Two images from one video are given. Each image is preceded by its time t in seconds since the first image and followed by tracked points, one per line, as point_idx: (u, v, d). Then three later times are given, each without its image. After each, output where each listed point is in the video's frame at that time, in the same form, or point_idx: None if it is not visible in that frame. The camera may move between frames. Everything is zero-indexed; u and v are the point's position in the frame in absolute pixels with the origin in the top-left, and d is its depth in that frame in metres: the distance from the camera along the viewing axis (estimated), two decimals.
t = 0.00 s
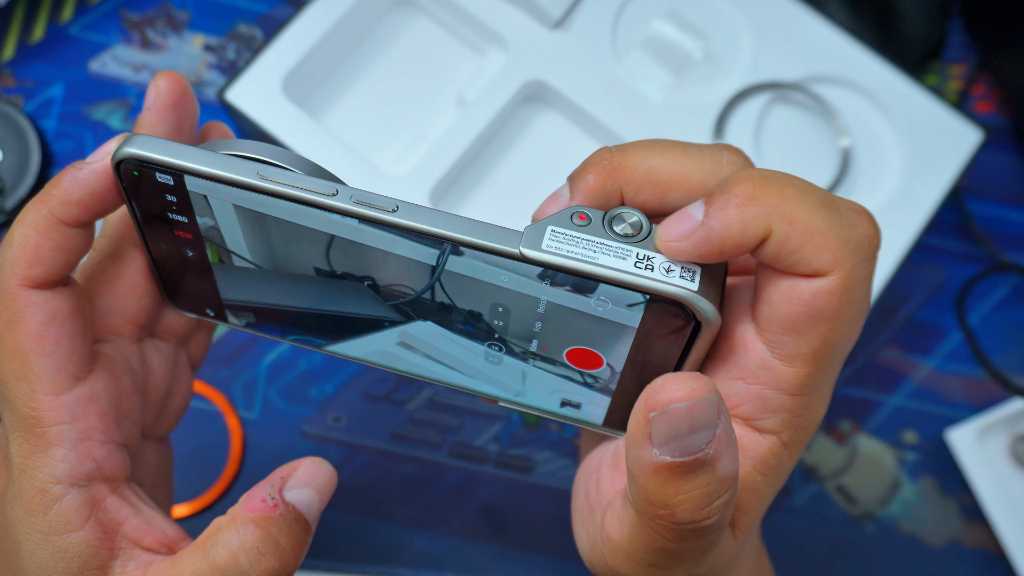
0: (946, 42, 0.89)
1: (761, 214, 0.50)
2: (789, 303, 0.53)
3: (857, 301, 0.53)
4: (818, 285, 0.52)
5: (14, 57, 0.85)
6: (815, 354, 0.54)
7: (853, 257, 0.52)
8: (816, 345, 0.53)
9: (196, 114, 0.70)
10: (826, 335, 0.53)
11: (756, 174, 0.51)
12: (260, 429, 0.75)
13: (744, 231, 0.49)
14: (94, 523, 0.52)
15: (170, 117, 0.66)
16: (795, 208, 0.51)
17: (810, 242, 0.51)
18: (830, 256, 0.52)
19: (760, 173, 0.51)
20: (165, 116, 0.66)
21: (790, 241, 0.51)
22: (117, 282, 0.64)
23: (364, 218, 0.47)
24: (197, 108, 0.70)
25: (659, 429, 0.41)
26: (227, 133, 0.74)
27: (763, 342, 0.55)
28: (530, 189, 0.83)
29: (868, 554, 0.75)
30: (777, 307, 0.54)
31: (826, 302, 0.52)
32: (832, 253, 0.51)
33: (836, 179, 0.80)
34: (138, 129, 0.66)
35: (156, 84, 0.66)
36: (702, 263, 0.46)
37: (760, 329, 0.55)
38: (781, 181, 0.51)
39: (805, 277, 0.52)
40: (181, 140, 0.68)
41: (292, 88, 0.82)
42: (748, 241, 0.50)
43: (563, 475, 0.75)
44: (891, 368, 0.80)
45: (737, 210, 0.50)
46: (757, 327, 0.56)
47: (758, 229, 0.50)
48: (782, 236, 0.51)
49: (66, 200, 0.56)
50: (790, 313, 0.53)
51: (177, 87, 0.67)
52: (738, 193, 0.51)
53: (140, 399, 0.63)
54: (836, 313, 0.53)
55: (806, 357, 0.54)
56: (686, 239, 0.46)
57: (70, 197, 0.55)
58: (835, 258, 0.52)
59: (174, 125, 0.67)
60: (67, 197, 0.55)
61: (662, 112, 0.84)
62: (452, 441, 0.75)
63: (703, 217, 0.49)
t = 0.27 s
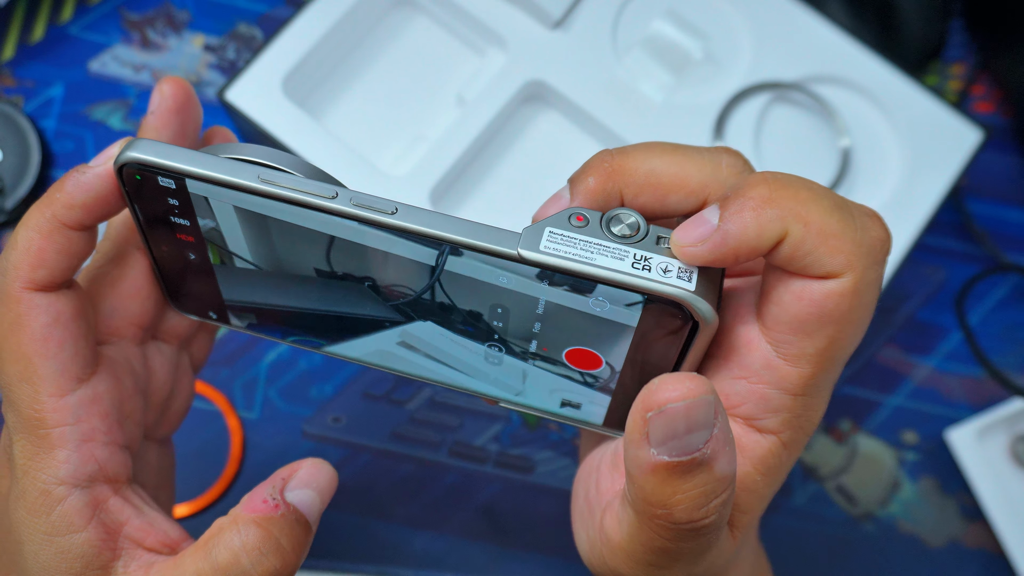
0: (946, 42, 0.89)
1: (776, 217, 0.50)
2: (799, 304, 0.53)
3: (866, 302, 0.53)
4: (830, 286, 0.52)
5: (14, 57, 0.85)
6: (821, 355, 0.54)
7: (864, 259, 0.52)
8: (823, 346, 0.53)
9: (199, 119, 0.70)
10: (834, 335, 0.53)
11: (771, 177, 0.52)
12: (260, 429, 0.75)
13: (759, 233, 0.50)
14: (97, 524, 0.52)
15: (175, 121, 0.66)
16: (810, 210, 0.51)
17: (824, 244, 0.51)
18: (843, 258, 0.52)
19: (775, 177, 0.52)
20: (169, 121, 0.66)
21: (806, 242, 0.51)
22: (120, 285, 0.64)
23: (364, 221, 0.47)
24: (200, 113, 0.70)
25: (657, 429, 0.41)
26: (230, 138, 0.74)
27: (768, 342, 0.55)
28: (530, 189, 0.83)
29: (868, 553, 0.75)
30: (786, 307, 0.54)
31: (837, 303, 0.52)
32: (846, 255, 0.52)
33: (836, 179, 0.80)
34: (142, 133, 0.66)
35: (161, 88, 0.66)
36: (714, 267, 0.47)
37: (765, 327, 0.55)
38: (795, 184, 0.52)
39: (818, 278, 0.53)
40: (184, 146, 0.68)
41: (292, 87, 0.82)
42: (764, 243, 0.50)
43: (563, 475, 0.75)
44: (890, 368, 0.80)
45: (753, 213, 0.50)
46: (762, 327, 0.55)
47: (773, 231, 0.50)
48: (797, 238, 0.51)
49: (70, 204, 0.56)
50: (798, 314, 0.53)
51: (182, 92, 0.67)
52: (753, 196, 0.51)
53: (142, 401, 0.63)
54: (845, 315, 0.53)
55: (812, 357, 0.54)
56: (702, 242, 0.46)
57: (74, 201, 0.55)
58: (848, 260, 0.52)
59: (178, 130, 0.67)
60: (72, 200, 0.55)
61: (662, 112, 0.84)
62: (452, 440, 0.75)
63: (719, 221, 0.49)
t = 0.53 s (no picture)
0: (946, 42, 0.89)
1: (749, 209, 0.50)
2: (781, 299, 0.53)
3: (850, 294, 0.53)
4: (808, 280, 0.53)
5: (14, 57, 0.85)
6: (813, 350, 0.54)
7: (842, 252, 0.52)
8: (812, 341, 0.54)
9: (200, 115, 0.70)
10: (822, 331, 0.54)
11: (745, 170, 0.52)
12: (260, 429, 0.75)
13: (732, 225, 0.50)
14: (96, 521, 0.52)
15: (176, 117, 0.66)
16: (785, 204, 0.51)
17: (798, 237, 0.51)
18: (818, 251, 0.52)
19: (748, 169, 0.52)
20: (170, 116, 0.66)
21: (779, 236, 0.51)
22: (120, 281, 0.64)
23: (367, 216, 0.47)
24: (201, 110, 0.70)
25: (665, 425, 0.42)
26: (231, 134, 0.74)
27: (762, 340, 0.55)
28: (530, 190, 0.83)
29: (868, 553, 0.75)
30: (770, 303, 0.54)
31: (818, 297, 0.53)
32: (821, 248, 0.52)
33: (836, 179, 0.80)
34: (143, 128, 0.66)
35: (162, 83, 0.66)
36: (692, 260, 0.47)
37: (756, 325, 0.56)
38: (769, 176, 0.52)
39: (796, 272, 0.53)
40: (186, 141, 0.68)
41: (292, 87, 0.82)
42: (737, 235, 0.50)
43: (563, 475, 0.75)
44: (890, 368, 0.80)
45: (725, 205, 0.50)
46: (755, 324, 0.56)
47: (745, 223, 0.50)
48: (770, 231, 0.51)
49: (70, 198, 0.56)
50: (783, 310, 0.54)
51: (183, 88, 0.67)
52: (726, 188, 0.51)
53: (142, 398, 0.63)
54: (828, 308, 0.53)
55: (804, 352, 0.54)
56: (675, 233, 0.46)
57: (75, 194, 0.56)
58: (824, 253, 0.52)
59: (179, 125, 0.67)
60: (72, 194, 0.55)
61: (662, 112, 0.84)
62: (452, 440, 0.75)
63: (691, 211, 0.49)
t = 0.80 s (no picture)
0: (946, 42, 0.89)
1: (759, 180, 0.52)
2: (787, 272, 0.55)
3: (854, 261, 0.55)
4: (818, 247, 0.54)
5: (14, 57, 0.85)
6: (817, 323, 0.56)
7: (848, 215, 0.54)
8: (817, 311, 0.55)
9: (191, 113, 0.70)
10: (827, 299, 0.55)
11: (747, 146, 0.53)
12: (260, 429, 0.75)
13: (742, 197, 0.51)
14: (86, 525, 0.52)
15: (167, 114, 0.66)
16: (789, 174, 0.53)
17: (808, 204, 0.53)
18: (827, 218, 0.54)
19: (753, 145, 0.53)
20: (161, 113, 0.66)
21: (790, 203, 0.53)
22: (110, 281, 0.64)
23: (361, 206, 0.47)
24: (193, 109, 0.70)
25: (675, 402, 0.42)
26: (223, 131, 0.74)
27: (763, 318, 0.57)
28: (531, 190, 0.83)
29: (868, 553, 0.75)
30: (776, 277, 0.55)
31: (827, 262, 0.54)
32: (830, 214, 0.54)
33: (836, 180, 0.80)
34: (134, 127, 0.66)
35: (153, 81, 0.66)
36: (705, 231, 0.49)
37: (756, 304, 0.57)
38: (773, 150, 0.54)
39: (804, 241, 0.54)
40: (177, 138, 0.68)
41: (292, 88, 0.82)
42: (747, 207, 0.52)
43: (564, 475, 0.75)
44: (890, 369, 0.80)
45: (736, 176, 0.51)
46: (755, 304, 0.57)
47: (757, 193, 0.52)
48: (781, 200, 0.53)
49: (64, 193, 0.56)
50: (790, 282, 0.55)
51: (174, 85, 0.67)
52: (735, 161, 0.52)
53: (134, 399, 0.63)
54: (836, 275, 0.55)
55: (809, 324, 0.55)
56: (684, 212, 0.47)
57: (68, 190, 0.55)
58: (832, 219, 0.54)
59: (170, 123, 0.67)
60: (65, 189, 0.55)
61: (662, 112, 0.84)
62: (452, 441, 0.75)
63: (700, 187, 0.51)
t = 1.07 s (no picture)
0: (946, 42, 0.89)
1: (780, 197, 0.52)
2: (799, 287, 0.55)
3: (866, 286, 0.55)
4: (833, 267, 0.54)
5: (14, 57, 0.85)
6: (822, 340, 0.55)
7: (867, 239, 0.54)
8: (824, 330, 0.55)
9: (196, 115, 0.70)
10: (835, 319, 0.55)
11: (769, 160, 0.53)
12: (260, 429, 0.75)
13: (764, 213, 0.51)
14: (91, 525, 0.52)
15: (170, 118, 0.67)
16: (812, 191, 0.52)
17: (828, 223, 0.53)
18: (846, 237, 0.53)
19: (776, 159, 0.53)
20: (165, 118, 0.66)
21: (810, 221, 0.52)
22: (115, 283, 0.64)
23: (361, 213, 0.47)
24: (197, 110, 0.70)
25: (658, 417, 0.43)
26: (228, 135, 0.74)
27: (768, 332, 0.57)
28: (531, 190, 0.83)
29: (868, 553, 0.75)
30: (787, 292, 0.55)
31: (841, 283, 0.54)
32: (849, 234, 0.53)
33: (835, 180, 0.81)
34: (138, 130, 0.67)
35: (158, 85, 0.66)
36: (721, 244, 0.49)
37: (762, 316, 0.57)
38: (796, 167, 0.53)
39: (820, 260, 0.54)
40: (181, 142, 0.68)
41: (293, 87, 0.82)
42: (766, 223, 0.52)
43: (564, 475, 0.75)
44: (890, 368, 0.80)
45: (757, 192, 0.51)
46: (760, 316, 0.57)
47: (777, 210, 0.52)
48: (801, 217, 0.52)
49: (67, 197, 0.55)
50: (801, 297, 0.55)
51: (178, 89, 0.67)
52: (756, 176, 0.52)
53: (138, 401, 0.63)
54: (847, 296, 0.55)
55: (814, 342, 0.55)
56: (701, 225, 0.48)
57: (71, 194, 0.55)
58: (851, 240, 0.54)
59: (174, 127, 0.67)
60: (68, 194, 0.55)
61: (662, 112, 0.84)
62: (452, 441, 0.75)
63: (720, 202, 0.51)
